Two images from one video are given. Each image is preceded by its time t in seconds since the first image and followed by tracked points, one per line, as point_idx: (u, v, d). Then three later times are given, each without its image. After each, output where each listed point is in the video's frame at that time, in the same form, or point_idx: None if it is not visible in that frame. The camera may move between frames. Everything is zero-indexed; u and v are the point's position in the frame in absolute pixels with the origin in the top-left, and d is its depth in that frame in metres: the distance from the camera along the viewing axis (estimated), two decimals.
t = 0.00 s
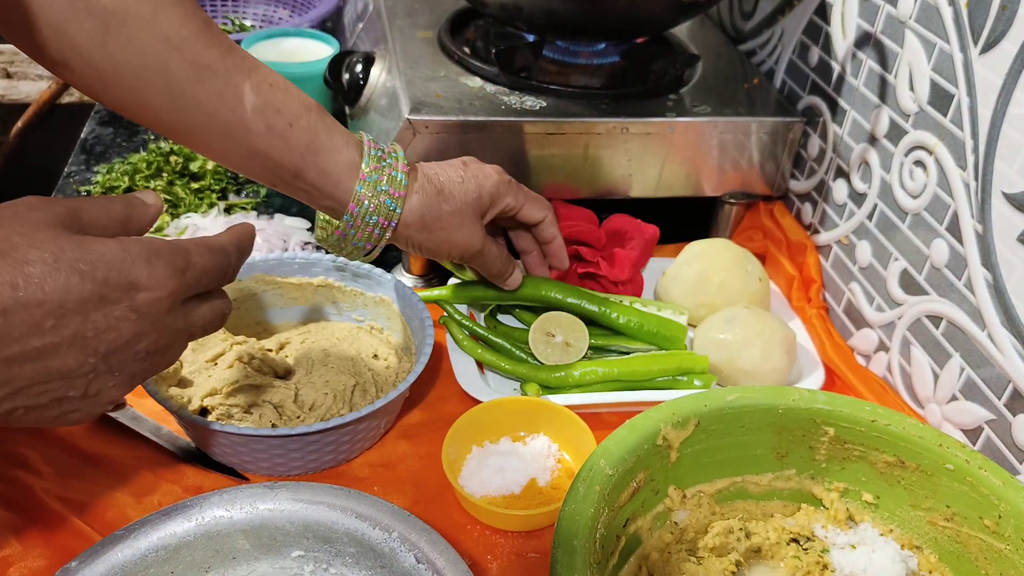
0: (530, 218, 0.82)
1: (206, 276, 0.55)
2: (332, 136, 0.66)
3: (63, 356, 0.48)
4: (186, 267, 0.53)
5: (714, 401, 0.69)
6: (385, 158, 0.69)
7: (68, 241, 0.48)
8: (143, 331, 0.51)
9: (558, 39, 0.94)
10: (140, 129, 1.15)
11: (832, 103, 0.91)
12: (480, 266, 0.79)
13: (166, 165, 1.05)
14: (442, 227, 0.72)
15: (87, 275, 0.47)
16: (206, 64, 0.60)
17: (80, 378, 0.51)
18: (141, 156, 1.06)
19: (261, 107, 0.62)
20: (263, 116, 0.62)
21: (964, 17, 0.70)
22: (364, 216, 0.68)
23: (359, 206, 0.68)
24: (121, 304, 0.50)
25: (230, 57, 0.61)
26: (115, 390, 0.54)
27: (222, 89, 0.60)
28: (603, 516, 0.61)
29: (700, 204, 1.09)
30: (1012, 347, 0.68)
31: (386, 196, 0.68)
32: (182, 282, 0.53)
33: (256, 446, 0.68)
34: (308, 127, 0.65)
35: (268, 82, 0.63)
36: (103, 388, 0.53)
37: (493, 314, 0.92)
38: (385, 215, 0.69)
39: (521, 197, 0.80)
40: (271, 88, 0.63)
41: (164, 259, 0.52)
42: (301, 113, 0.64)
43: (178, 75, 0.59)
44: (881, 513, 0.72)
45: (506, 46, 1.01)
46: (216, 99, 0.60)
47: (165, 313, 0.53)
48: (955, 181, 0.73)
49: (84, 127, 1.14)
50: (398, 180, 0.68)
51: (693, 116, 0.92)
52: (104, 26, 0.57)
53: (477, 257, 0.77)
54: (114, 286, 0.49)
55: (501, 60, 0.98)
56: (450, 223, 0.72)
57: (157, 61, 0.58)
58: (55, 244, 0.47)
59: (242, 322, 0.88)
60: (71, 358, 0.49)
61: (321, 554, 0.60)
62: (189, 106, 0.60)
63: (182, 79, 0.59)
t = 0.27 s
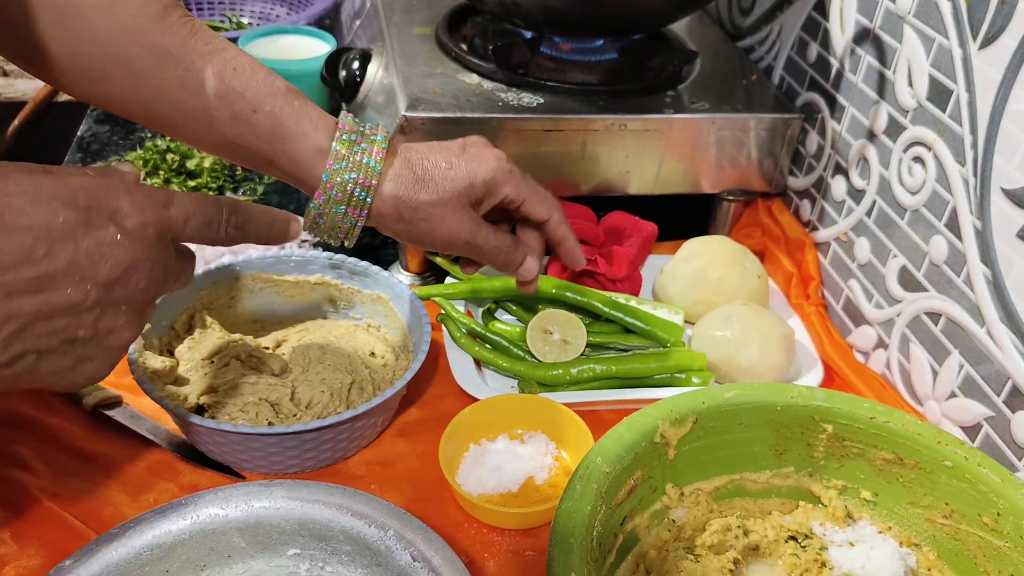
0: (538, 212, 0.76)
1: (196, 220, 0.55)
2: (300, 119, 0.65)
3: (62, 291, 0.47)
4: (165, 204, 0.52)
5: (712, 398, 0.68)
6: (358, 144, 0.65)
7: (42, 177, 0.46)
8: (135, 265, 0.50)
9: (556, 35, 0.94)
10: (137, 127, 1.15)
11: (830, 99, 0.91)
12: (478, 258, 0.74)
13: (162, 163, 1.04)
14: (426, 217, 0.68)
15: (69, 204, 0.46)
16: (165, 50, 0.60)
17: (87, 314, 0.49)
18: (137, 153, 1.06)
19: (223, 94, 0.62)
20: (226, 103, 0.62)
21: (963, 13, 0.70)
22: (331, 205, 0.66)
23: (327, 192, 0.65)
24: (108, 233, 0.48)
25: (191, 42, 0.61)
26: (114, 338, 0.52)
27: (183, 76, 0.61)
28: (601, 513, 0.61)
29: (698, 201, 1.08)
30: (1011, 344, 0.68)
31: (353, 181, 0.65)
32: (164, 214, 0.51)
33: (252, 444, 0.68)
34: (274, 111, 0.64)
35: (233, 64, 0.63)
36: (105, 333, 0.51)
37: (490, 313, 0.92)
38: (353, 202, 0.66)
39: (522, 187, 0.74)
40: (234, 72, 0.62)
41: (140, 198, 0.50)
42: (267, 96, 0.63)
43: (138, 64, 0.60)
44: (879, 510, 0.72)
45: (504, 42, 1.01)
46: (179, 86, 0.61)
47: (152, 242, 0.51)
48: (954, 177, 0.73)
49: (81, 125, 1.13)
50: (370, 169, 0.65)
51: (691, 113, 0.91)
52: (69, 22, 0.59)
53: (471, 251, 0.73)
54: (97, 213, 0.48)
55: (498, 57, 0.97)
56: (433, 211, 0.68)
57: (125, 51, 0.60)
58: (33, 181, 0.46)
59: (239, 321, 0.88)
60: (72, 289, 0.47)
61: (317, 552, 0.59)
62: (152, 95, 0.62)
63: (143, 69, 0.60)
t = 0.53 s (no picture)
0: (517, 276, 0.70)
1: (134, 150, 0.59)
2: (290, 131, 0.61)
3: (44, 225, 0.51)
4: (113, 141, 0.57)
5: (706, 397, 0.68)
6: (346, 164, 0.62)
7: None
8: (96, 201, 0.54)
9: (550, 33, 0.93)
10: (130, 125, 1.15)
11: (825, 97, 0.91)
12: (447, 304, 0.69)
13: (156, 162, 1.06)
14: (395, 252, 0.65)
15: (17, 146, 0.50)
16: (155, 53, 0.56)
17: (55, 257, 0.52)
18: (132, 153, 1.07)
19: (212, 102, 0.58)
20: (214, 110, 0.58)
21: (958, 11, 0.70)
22: (309, 221, 0.63)
23: (309, 207, 0.62)
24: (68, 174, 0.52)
25: (183, 47, 0.57)
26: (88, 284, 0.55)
27: (174, 81, 0.57)
28: (594, 513, 0.61)
29: (693, 199, 1.08)
30: (1006, 343, 0.67)
31: (334, 202, 0.61)
32: (110, 149, 0.56)
33: (243, 444, 0.68)
34: (263, 122, 0.60)
35: (224, 72, 0.59)
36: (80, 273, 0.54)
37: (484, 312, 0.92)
38: (332, 223, 0.62)
39: (509, 243, 0.68)
40: (224, 80, 0.59)
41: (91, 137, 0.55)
42: (257, 108, 0.60)
43: (123, 63, 0.56)
44: (875, 509, 0.71)
45: (498, 40, 1.00)
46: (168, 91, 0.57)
47: (104, 176, 0.55)
48: (949, 175, 0.72)
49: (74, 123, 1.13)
50: (354, 190, 0.62)
51: (685, 111, 0.91)
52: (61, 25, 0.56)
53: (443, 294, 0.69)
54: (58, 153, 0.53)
55: (492, 55, 0.97)
56: (403, 247, 0.64)
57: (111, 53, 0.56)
58: None
59: (232, 320, 0.87)
60: (37, 231, 0.50)
61: (308, 552, 0.59)
62: (138, 96, 0.57)
63: (132, 71, 0.56)
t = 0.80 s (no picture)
0: (565, 347, 0.68)
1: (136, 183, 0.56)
2: (362, 191, 0.58)
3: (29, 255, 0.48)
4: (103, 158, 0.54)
5: (704, 399, 0.68)
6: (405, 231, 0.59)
7: None
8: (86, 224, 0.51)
9: (548, 34, 0.93)
10: (127, 125, 1.14)
11: (823, 99, 0.91)
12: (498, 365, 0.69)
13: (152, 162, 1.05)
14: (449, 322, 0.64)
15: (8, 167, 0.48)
16: (225, 94, 0.54)
17: (40, 284, 0.50)
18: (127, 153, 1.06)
19: (281, 151, 0.55)
20: (282, 161, 0.56)
21: (955, 12, 0.70)
22: (361, 284, 0.61)
23: (362, 272, 0.60)
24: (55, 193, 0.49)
25: (259, 90, 0.54)
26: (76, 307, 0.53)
27: (242, 126, 0.54)
28: (592, 515, 0.60)
29: (691, 200, 1.08)
30: (1003, 345, 0.67)
31: (388, 272, 0.60)
32: (104, 167, 0.53)
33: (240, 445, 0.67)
34: (332, 179, 0.57)
35: (298, 120, 0.56)
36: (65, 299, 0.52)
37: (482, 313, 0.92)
38: (383, 290, 0.61)
39: (561, 317, 0.66)
40: (297, 129, 0.55)
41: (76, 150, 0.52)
42: (329, 161, 0.57)
43: (189, 100, 0.54)
44: (872, 511, 0.71)
45: (496, 41, 1.00)
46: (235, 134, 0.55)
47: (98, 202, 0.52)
48: (947, 177, 0.72)
49: (71, 123, 1.13)
50: (410, 262, 0.59)
51: (683, 113, 0.91)
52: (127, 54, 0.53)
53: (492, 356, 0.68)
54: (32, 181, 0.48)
55: (490, 55, 0.97)
56: (459, 321, 0.63)
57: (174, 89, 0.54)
58: None
59: (230, 321, 0.87)
60: (20, 258, 0.48)
61: (305, 554, 0.59)
62: (200, 132, 0.55)
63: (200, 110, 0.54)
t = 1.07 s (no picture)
0: (588, 398, 0.68)
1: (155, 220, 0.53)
2: (402, 221, 0.57)
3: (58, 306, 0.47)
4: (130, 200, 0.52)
5: (706, 401, 0.68)
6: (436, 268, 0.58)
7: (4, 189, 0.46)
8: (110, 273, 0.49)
9: (550, 35, 0.93)
10: (129, 126, 1.14)
11: (825, 101, 0.91)
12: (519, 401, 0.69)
13: (154, 162, 1.03)
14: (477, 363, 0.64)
15: (30, 211, 0.45)
16: (276, 120, 0.53)
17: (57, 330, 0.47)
18: (129, 153, 1.05)
19: (327, 180, 0.55)
20: (327, 189, 0.55)
21: (958, 14, 0.70)
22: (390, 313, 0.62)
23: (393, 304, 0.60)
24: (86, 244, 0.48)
25: (311, 118, 0.54)
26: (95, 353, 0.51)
27: (289, 152, 0.54)
28: (595, 516, 0.61)
29: (692, 201, 1.08)
30: (1005, 347, 0.67)
31: (416, 308, 0.60)
32: (130, 211, 0.51)
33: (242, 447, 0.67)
34: (375, 209, 0.56)
35: (349, 148, 0.55)
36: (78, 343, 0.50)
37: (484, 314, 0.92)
38: (411, 322, 0.61)
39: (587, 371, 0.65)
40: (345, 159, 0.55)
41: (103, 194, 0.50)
42: (373, 192, 0.56)
43: (247, 127, 0.53)
44: (874, 513, 0.71)
45: (498, 43, 1.00)
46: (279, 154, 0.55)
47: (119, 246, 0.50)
48: (949, 179, 0.72)
49: (72, 124, 1.13)
50: (439, 302, 0.59)
51: (686, 114, 0.91)
52: (176, 68, 0.52)
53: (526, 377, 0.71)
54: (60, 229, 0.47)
55: (492, 57, 0.97)
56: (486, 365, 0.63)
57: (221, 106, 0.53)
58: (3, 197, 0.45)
59: (231, 322, 0.87)
60: (38, 303, 0.46)
61: (307, 556, 0.59)
62: (256, 156, 0.55)
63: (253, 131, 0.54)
